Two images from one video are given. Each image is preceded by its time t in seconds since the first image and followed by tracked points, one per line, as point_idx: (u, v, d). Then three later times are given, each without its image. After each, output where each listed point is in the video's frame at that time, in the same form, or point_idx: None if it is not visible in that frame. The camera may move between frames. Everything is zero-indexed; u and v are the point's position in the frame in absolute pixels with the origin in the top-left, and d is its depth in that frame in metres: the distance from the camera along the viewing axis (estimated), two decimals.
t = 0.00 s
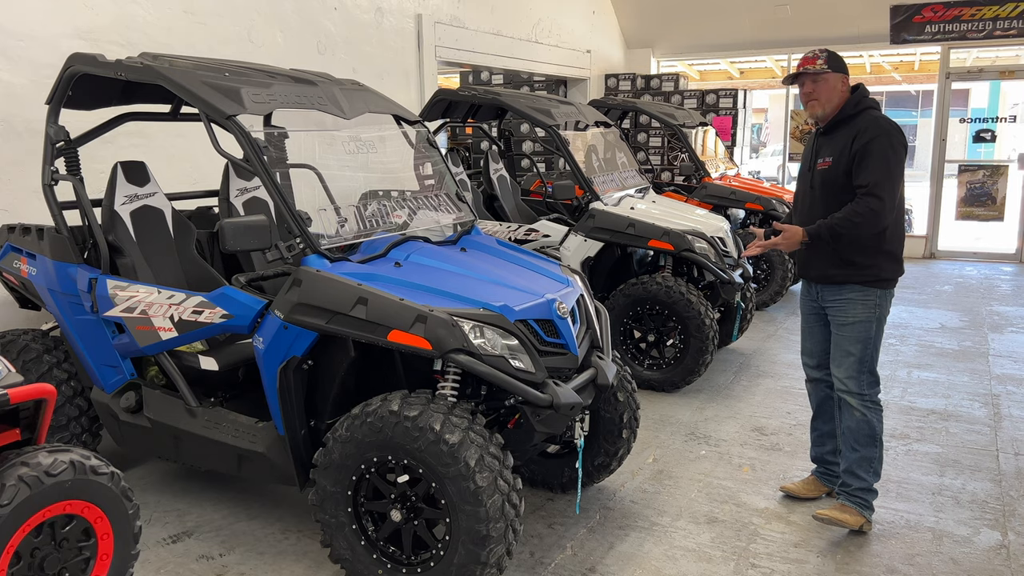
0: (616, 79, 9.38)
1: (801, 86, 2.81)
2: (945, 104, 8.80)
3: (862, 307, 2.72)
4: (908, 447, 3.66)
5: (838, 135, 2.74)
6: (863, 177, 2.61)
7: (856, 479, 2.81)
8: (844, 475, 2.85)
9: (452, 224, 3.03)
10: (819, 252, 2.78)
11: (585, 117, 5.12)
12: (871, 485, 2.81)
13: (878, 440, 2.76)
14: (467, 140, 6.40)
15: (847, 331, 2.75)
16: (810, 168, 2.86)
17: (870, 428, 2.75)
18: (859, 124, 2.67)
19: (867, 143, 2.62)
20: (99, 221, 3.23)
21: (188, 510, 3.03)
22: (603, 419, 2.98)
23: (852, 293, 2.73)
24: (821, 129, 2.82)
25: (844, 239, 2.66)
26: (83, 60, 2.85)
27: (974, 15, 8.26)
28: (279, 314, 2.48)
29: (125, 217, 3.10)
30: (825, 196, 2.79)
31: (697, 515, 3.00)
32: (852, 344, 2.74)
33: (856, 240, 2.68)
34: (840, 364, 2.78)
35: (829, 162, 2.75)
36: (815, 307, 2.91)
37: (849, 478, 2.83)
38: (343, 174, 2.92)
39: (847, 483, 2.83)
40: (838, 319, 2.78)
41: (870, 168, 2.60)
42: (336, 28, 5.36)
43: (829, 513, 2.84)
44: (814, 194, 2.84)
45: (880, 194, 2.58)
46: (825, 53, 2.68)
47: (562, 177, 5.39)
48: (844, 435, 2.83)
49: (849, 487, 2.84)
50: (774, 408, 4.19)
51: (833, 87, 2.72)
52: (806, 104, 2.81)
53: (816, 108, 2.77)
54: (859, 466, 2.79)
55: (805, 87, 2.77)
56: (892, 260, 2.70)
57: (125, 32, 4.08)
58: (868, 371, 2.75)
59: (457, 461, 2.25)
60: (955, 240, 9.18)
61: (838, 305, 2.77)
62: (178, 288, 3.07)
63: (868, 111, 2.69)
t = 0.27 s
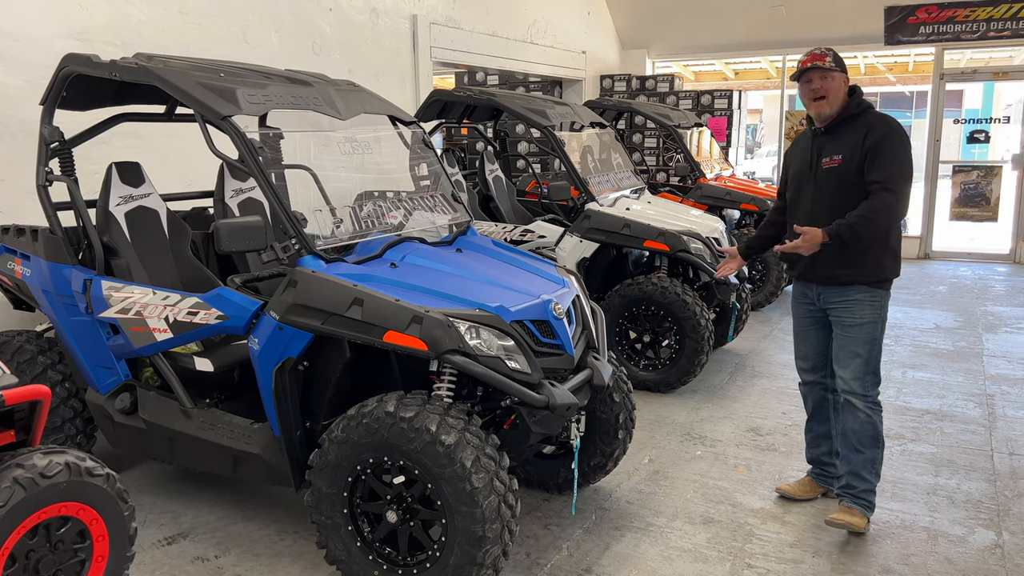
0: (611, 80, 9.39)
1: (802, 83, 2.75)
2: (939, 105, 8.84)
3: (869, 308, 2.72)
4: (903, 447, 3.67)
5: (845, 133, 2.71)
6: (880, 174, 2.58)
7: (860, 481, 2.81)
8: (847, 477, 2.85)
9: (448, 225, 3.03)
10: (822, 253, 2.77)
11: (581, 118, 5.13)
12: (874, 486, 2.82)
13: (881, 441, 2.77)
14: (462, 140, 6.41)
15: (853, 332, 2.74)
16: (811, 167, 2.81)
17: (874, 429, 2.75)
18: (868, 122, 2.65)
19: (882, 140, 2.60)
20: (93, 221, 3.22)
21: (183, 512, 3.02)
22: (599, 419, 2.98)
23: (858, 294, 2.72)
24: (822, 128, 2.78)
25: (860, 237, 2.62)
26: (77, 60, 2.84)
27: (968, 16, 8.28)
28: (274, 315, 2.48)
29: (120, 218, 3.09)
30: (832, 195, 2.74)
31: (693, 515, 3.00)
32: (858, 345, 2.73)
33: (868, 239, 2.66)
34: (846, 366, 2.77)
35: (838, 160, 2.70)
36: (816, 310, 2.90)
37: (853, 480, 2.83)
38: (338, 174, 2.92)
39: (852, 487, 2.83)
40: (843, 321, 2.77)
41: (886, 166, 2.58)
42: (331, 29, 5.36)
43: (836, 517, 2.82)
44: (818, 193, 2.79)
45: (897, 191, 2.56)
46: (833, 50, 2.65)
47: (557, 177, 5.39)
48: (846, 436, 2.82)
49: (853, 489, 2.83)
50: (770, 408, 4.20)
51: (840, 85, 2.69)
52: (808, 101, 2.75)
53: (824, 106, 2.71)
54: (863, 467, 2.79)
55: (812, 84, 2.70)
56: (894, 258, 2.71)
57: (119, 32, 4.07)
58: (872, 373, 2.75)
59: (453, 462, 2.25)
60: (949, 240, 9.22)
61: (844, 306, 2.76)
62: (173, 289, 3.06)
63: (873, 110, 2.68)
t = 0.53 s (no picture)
0: (608, 80, 9.39)
1: (804, 82, 2.74)
2: (935, 106, 8.86)
3: (874, 310, 2.70)
4: (900, 448, 3.67)
5: (853, 133, 2.69)
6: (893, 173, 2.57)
7: (865, 483, 2.77)
8: (852, 481, 2.80)
9: (446, 225, 3.03)
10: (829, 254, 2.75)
11: (578, 119, 5.13)
12: (878, 489, 2.78)
13: (885, 443, 2.74)
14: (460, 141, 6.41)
15: (859, 334, 2.72)
16: (815, 169, 2.79)
17: (878, 431, 2.73)
18: (877, 123, 2.65)
19: (893, 139, 2.60)
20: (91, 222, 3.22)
21: (181, 513, 3.02)
22: (597, 420, 2.98)
23: (863, 297, 2.71)
24: (825, 130, 2.76)
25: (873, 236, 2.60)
26: (75, 61, 2.84)
27: (964, 17, 8.30)
28: (272, 315, 2.48)
29: (117, 219, 3.09)
30: (840, 195, 2.71)
31: (690, 516, 3.01)
32: (864, 347, 2.72)
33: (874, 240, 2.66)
34: (852, 368, 2.74)
35: (847, 160, 2.68)
36: (816, 313, 2.89)
37: (859, 483, 2.78)
38: (335, 176, 2.91)
39: (858, 491, 2.78)
40: (848, 323, 2.75)
41: (902, 164, 2.57)
42: (329, 30, 5.35)
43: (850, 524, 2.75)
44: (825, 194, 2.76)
45: (915, 189, 2.55)
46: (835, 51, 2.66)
47: (555, 178, 5.39)
48: (850, 439, 2.80)
49: (860, 493, 2.78)
50: (767, 409, 4.21)
51: (840, 85, 2.69)
52: (809, 101, 2.73)
53: (826, 104, 2.70)
54: (869, 470, 2.76)
55: (815, 83, 2.69)
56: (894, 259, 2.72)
57: (116, 32, 4.06)
58: (876, 375, 2.73)
59: (452, 463, 2.25)
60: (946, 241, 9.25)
61: (849, 309, 2.74)
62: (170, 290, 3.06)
63: (879, 112, 2.69)
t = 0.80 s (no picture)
0: (608, 82, 9.40)
1: (816, 80, 2.66)
2: (934, 108, 8.86)
3: (881, 315, 2.68)
4: (899, 449, 3.68)
5: (864, 138, 2.65)
6: (906, 182, 2.56)
7: (867, 490, 2.74)
8: (854, 488, 2.77)
9: (445, 226, 3.03)
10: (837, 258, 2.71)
11: (577, 120, 5.13)
12: (879, 495, 2.76)
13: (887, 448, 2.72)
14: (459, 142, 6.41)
15: (866, 339, 2.69)
16: (821, 172, 2.74)
17: (881, 436, 2.70)
18: (889, 129, 2.62)
19: (907, 148, 2.58)
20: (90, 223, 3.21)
21: (180, 514, 3.01)
22: (597, 421, 2.98)
23: (870, 301, 2.69)
24: (834, 132, 2.71)
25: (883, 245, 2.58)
26: (74, 62, 2.83)
27: (964, 18, 8.29)
28: (271, 317, 2.47)
29: (117, 220, 3.09)
30: (848, 201, 2.68)
31: (690, 517, 3.01)
32: (870, 351, 2.69)
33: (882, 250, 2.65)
34: (856, 373, 2.72)
35: (858, 166, 2.64)
36: (820, 318, 2.86)
37: (860, 490, 2.76)
38: (335, 176, 2.91)
39: (861, 497, 2.75)
40: (854, 327, 2.72)
41: (915, 173, 2.56)
42: (328, 31, 5.35)
43: (853, 538, 2.72)
44: (832, 199, 2.72)
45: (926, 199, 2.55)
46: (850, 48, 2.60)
47: (554, 179, 5.39)
48: (851, 444, 2.76)
49: (861, 500, 2.77)
50: (767, 410, 4.21)
51: (853, 85, 2.63)
52: (820, 100, 2.66)
53: (837, 104, 2.63)
54: (871, 475, 2.73)
55: (827, 81, 2.62)
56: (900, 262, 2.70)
57: (115, 34, 4.06)
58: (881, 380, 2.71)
59: (452, 464, 2.25)
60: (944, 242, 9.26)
61: (857, 313, 2.71)
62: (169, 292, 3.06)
63: (889, 118, 2.66)
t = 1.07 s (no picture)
0: (608, 83, 9.40)
1: (839, 77, 2.59)
2: (934, 109, 8.85)
3: (889, 324, 2.63)
4: (900, 450, 3.67)
5: (883, 143, 2.59)
6: (925, 192, 2.51)
7: (868, 502, 2.71)
8: (853, 500, 2.74)
9: (445, 228, 3.02)
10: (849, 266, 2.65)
11: (577, 121, 5.13)
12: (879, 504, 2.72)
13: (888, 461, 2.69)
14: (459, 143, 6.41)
15: (873, 349, 2.65)
16: (837, 175, 2.68)
17: (883, 450, 2.67)
18: (910, 135, 2.56)
19: (928, 155, 2.52)
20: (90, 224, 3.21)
21: (180, 516, 3.01)
22: (597, 423, 2.98)
23: (878, 309, 2.64)
24: (852, 133, 2.65)
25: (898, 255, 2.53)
26: (74, 63, 2.83)
27: (963, 20, 8.30)
28: (271, 318, 2.47)
29: (116, 221, 3.09)
30: (864, 207, 2.62)
31: (690, 519, 3.01)
32: (877, 362, 2.64)
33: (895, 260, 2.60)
34: (860, 385, 2.67)
35: (875, 171, 2.59)
36: (823, 327, 2.81)
37: (861, 502, 2.72)
38: (335, 178, 2.91)
39: (861, 509, 2.71)
40: (861, 337, 2.67)
41: (936, 182, 2.50)
42: (328, 32, 5.35)
43: (854, 555, 2.66)
44: (847, 204, 2.66)
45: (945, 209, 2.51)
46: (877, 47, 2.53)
47: (554, 180, 5.40)
48: (852, 455, 2.73)
49: (862, 511, 2.72)
50: (767, 411, 4.21)
51: (876, 86, 2.56)
52: (841, 98, 2.59)
53: (858, 104, 2.57)
54: (872, 488, 2.69)
55: (850, 78, 2.56)
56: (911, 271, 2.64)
57: (115, 34, 4.06)
58: (886, 392, 2.67)
59: (452, 466, 2.24)
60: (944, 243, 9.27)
61: (865, 322, 2.66)
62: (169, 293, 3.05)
63: (910, 123, 2.60)
